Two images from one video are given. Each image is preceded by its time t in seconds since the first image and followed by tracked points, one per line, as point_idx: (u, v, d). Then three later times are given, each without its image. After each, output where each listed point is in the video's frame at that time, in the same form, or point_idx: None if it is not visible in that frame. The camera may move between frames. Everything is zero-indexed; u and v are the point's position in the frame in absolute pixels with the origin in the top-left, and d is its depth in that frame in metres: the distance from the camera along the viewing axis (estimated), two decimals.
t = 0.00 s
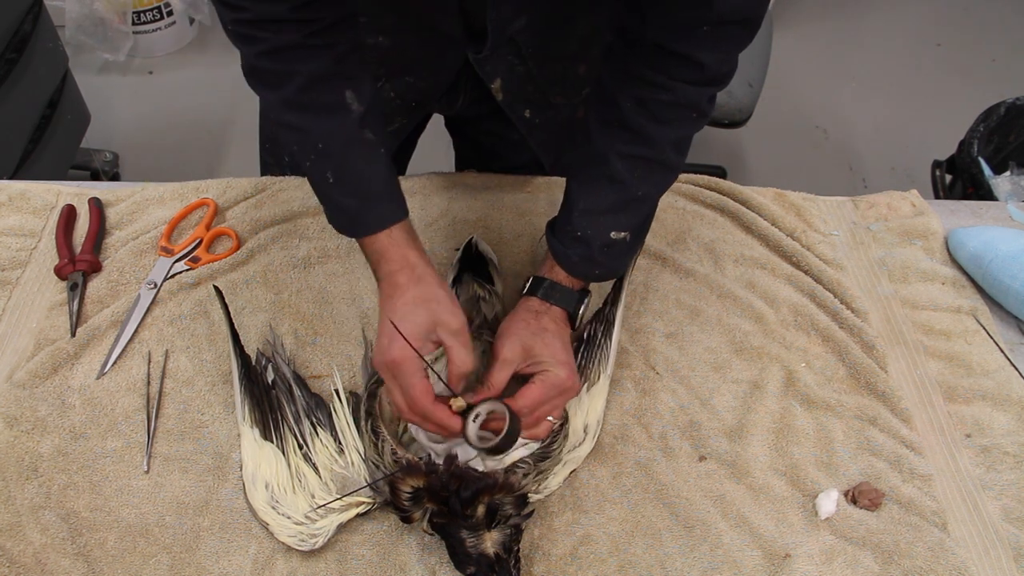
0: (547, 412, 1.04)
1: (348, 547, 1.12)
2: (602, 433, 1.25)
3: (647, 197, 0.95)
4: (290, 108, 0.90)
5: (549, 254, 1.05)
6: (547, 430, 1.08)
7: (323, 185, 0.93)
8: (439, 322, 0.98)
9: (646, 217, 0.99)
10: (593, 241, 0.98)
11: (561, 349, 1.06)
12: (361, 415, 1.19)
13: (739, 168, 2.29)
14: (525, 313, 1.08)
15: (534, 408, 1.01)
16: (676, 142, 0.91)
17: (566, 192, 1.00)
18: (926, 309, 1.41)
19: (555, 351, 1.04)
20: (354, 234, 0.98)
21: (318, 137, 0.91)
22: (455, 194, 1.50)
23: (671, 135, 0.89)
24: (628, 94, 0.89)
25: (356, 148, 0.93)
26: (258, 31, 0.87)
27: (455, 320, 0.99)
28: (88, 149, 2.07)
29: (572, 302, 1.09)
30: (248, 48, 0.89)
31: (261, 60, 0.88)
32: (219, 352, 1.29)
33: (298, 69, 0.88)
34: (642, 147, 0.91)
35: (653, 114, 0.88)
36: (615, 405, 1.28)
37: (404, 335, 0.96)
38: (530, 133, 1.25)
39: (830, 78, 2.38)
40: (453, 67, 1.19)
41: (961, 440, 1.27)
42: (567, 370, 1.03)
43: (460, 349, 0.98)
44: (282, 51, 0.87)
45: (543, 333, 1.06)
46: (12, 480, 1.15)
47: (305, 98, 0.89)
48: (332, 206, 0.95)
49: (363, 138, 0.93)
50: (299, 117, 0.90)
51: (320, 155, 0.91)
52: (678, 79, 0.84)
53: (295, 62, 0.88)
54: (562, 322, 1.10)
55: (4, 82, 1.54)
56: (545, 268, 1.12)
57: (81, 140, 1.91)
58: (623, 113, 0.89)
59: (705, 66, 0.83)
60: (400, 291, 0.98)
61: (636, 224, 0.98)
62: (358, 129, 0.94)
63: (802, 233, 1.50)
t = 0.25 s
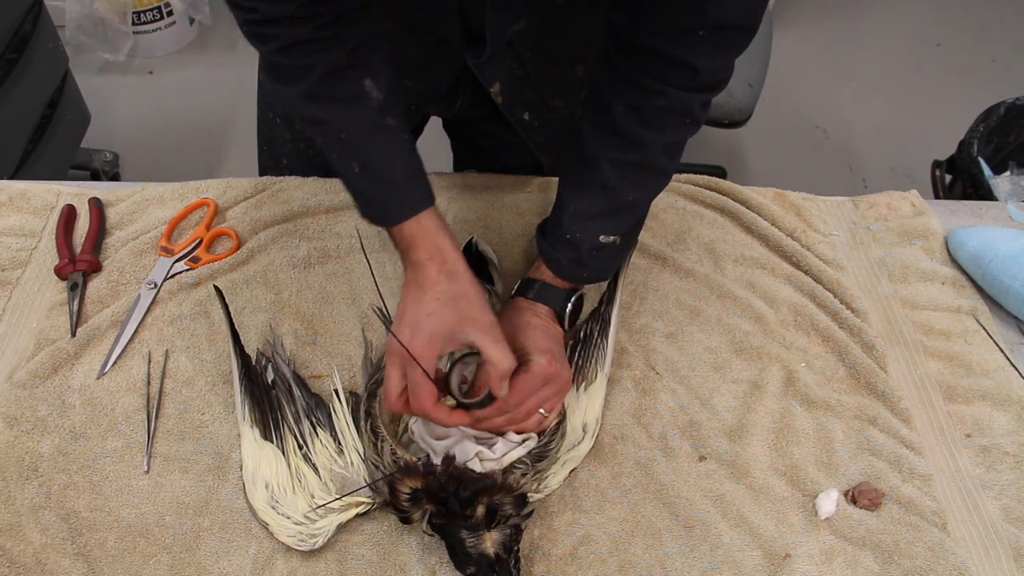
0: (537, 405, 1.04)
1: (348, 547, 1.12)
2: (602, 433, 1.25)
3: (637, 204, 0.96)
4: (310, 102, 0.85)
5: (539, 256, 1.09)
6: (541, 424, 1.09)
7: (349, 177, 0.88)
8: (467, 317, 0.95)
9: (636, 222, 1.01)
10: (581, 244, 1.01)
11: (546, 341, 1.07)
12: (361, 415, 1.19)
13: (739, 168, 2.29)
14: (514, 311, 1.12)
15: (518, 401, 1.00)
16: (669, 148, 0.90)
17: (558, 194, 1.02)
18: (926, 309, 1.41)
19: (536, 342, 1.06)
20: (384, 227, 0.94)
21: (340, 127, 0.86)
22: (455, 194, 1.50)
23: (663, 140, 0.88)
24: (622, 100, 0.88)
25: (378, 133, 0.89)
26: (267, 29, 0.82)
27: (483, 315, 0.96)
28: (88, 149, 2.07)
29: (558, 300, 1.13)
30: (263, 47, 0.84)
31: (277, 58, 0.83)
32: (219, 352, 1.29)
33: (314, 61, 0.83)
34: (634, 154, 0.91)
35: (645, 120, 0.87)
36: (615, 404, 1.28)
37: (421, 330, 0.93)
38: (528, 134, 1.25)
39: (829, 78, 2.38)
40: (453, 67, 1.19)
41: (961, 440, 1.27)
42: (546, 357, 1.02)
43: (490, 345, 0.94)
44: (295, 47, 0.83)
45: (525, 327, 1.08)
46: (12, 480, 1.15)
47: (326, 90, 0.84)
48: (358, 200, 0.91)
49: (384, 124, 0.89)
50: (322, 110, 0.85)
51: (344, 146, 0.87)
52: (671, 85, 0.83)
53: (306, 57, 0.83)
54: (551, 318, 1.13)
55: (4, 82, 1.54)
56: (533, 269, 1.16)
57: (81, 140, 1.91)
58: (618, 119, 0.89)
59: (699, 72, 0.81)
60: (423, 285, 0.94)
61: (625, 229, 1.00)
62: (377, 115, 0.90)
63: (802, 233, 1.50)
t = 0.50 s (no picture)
0: (537, 411, 1.03)
1: (348, 547, 1.13)
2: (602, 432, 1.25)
3: (643, 207, 0.94)
4: (259, 129, 0.81)
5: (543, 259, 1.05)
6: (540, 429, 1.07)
7: (292, 206, 0.85)
8: (424, 322, 0.97)
9: (642, 225, 0.98)
10: (585, 247, 0.97)
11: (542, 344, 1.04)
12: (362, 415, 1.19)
13: (739, 168, 2.29)
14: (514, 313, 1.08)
15: (516, 409, 1.00)
16: (675, 152, 0.88)
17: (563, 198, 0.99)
18: (926, 309, 1.41)
19: (532, 347, 1.03)
20: (321, 255, 0.91)
21: (288, 158, 0.83)
22: (455, 195, 1.50)
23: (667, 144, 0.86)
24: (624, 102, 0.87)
25: (326, 168, 0.86)
26: (220, 50, 0.76)
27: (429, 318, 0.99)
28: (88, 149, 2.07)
29: (560, 305, 1.07)
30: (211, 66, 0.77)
31: (228, 78, 0.77)
32: (219, 353, 1.29)
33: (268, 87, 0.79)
34: (639, 156, 0.88)
35: (647, 123, 0.85)
36: (615, 405, 1.28)
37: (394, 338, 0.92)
38: (526, 134, 1.26)
39: (829, 78, 2.38)
40: (453, 67, 1.19)
41: (961, 440, 1.27)
42: (541, 361, 1.01)
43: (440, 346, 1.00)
44: (251, 70, 0.77)
45: (523, 329, 1.05)
46: (12, 480, 1.15)
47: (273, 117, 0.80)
48: (297, 228, 0.88)
49: (333, 157, 0.87)
50: (271, 138, 0.82)
51: (290, 176, 0.84)
52: (675, 89, 0.82)
53: (261, 81, 0.79)
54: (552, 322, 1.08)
55: (4, 82, 1.54)
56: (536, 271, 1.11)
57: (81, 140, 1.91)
58: (620, 121, 0.88)
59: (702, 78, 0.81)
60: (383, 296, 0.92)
61: (630, 231, 0.96)
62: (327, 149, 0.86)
63: (802, 233, 1.50)
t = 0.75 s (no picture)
0: (527, 438, 1.04)
1: (348, 547, 1.13)
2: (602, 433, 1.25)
3: (690, 213, 0.91)
4: (218, 155, 0.82)
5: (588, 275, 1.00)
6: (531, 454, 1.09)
7: (248, 237, 0.86)
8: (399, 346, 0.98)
9: (691, 234, 0.94)
10: (630, 258, 0.93)
11: (556, 381, 1.00)
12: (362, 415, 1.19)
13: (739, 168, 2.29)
14: (548, 336, 1.03)
15: (504, 429, 1.02)
16: (720, 155, 0.87)
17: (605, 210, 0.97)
18: (926, 309, 1.41)
19: (544, 381, 0.99)
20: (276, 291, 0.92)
21: (244, 188, 0.84)
22: (455, 194, 1.50)
23: (713, 146, 0.86)
24: (666, 105, 0.87)
25: (284, 200, 0.87)
26: (183, 71, 0.77)
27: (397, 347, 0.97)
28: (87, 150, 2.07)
29: (600, 327, 1.00)
30: (173, 88, 0.77)
31: (188, 101, 0.78)
32: (219, 352, 1.29)
33: (231, 112, 0.80)
34: (684, 160, 0.87)
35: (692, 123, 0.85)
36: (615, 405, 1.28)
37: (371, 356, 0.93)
38: (526, 132, 1.25)
39: (830, 78, 2.38)
40: (453, 66, 1.19)
41: (961, 440, 1.27)
42: (540, 400, 0.99)
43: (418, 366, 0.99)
44: (213, 93, 0.78)
45: (544, 357, 1.01)
46: (12, 480, 1.15)
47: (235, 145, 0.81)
48: (253, 261, 0.89)
49: (292, 188, 0.87)
50: (230, 166, 0.82)
51: (246, 207, 0.85)
52: (719, 90, 0.82)
53: (228, 107, 0.80)
54: (584, 353, 1.02)
55: (4, 82, 1.54)
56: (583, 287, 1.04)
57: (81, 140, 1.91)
58: (663, 125, 0.87)
59: (744, 77, 0.81)
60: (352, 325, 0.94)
61: (678, 241, 0.93)
62: (286, 179, 0.87)
63: (802, 233, 1.50)
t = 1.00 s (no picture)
0: (533, 426, 1.01)
1: (348, 547, 1.13)
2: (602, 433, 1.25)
3: (682, 211, 0.91)
4: (228, 158, 0.81)
5: (583, 268, 1.01)
6: (535, 447, 1.05)
7: (260, 237, 0.85)
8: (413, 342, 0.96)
9: (685, 231, 0.95)
10: (626, 254, 0.94)
11: (560, 361, 1.02)
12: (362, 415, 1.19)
13: (739, 169, 2.29)
14: (548, 321, 1.06)
15: (510, 412, 1.00)
16: (713, 154, 0.87)
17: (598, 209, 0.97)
18: (925, 309, 1.41)
19: (549, 361, 1.01)
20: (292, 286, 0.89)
21: (257, 188, 0.83)
22: (455, 194, 1.50)
23: (707, 145, 0.86)
24: (661, 105, 0.87)
25: (296, 199, 0.86)
26: (192, 73, 0.77)
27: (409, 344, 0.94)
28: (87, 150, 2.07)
29: (596, 318, 1.03)
30: (183, 91, 0.78)
31: (195, 105, 0.78)
32: (219, 352, 1.29)
33: (239, 114, 0.80)
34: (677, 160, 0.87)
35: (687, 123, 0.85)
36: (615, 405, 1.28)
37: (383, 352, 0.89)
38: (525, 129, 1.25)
39: (830, 78, 2.38)
40: (453, 65, 1.19)
41: (961, 440, 1.27)
42: (546, 380, 1.00)
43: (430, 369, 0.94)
44: (221, 97, 0.78)
45: (548, 340, 1.04)
46: (12, 480, 1.15)
47: (246, 146, 0.81)
48: (263, 261, 0.87)
49: (303, 188, 0.87)
50: (241, 168, 0.82)
51: (258, 207, 0.84)
52: (713, 90, 0.82)
53: (239, 108, 0.80)
54: (586, 338, 1.05)
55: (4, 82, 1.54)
56: (578, 280, 1.08)
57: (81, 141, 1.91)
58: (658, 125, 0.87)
59: (739, 77, 0.81)
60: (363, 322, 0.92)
61: (674, 237, 0.94)
62: (297, 179, 0.86)
63: (802, 233, 1.50)
